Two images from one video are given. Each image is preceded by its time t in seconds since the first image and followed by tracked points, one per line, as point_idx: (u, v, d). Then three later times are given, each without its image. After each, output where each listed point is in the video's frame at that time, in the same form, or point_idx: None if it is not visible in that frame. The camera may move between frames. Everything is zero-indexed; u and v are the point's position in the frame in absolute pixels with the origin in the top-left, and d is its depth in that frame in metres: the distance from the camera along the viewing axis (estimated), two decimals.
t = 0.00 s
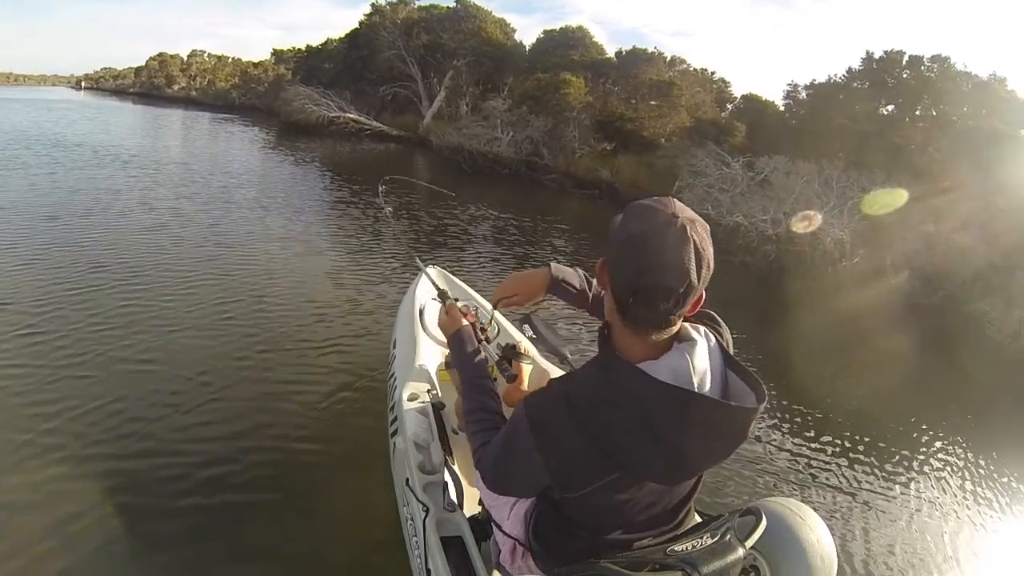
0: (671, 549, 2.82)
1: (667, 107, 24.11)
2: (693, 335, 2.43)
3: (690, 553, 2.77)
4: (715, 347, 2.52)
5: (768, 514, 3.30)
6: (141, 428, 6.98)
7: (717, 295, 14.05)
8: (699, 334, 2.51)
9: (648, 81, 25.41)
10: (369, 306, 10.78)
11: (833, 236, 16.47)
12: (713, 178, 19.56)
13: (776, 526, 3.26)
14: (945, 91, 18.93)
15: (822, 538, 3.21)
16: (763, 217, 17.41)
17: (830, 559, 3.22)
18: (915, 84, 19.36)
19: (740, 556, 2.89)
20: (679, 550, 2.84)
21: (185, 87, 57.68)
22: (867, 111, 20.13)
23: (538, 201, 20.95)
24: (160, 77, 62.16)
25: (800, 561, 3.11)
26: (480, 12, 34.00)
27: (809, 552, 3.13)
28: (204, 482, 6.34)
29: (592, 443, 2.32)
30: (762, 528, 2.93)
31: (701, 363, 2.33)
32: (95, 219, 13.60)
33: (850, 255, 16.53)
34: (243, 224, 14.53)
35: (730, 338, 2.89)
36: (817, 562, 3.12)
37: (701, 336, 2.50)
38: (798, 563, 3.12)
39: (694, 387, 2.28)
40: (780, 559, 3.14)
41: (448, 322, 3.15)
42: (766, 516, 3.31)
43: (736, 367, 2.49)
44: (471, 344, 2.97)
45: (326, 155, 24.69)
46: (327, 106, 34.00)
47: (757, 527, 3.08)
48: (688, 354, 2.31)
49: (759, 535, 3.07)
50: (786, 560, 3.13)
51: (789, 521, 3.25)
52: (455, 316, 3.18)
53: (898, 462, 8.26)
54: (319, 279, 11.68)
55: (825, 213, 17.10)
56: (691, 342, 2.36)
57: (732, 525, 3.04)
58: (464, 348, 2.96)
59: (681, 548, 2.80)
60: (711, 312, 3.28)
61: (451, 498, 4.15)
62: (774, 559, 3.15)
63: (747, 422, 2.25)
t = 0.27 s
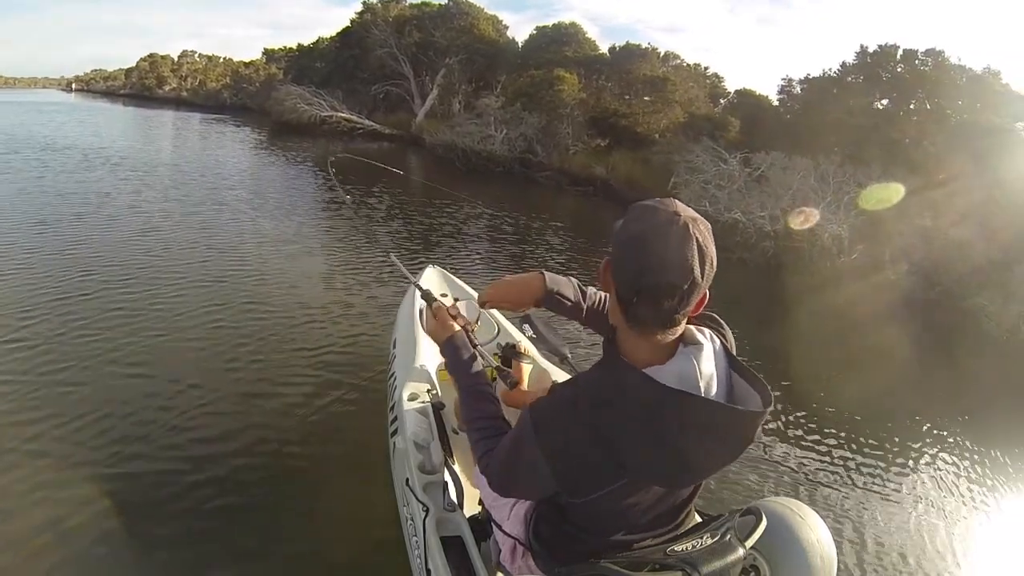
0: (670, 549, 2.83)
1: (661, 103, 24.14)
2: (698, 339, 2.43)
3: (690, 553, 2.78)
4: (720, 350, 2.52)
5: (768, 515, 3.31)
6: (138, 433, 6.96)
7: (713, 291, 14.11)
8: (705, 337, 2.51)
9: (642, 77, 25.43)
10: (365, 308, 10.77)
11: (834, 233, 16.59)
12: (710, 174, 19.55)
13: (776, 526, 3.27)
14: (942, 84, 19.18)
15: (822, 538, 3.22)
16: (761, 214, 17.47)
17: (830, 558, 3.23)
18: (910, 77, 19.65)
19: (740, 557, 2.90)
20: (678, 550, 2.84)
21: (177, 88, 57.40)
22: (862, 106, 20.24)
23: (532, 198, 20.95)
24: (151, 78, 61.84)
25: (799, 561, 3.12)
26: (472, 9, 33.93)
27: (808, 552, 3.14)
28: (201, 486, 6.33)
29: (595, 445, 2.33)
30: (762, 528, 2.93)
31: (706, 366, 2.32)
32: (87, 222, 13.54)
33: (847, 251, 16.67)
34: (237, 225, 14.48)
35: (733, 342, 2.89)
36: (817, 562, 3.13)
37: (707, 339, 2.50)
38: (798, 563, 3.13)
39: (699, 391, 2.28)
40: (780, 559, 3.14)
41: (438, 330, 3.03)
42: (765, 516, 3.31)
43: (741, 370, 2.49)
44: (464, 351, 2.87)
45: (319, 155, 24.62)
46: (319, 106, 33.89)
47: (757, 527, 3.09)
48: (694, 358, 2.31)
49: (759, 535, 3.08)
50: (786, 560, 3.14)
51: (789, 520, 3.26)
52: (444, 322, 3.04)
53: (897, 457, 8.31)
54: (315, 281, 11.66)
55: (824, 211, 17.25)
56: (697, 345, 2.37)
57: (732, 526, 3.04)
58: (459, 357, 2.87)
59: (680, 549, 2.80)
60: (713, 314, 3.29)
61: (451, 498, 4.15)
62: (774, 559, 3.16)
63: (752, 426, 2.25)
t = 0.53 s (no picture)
0: (670, 549, 2.83)
1: (655, 101, 24.19)
2: (701, 341, 2.44)
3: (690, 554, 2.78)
4: (723, 352, 2.53)
5: (768, 514, 3.32)
6: (134, 437, 6.94)
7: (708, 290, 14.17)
8: (708, 339, 2.51)
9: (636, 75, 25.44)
10: (361, 309, 10.76)
11: (832, 231, 16.67)
12: (707, 172, 19.55)
13: (775, 525, 3.28)
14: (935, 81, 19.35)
15: (822, 538, 3.23)
16: (759, 213, 17.54)
17: (830, 558, 3.23)
18: (903, 74, 19.79)
19: (739, 556, 2.90)
20: (679, 550, 2.84)
21: (169, 89, 57.13)
22: (856, 103, 20.32)
23: (527, 197, 20.97)
24: (142, 79, 61.52)
25: (798, 561, 3.13)
26: (465, 8, 33.87)
27: (808, 552, 3.15)
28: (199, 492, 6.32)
29: (600, 449, 2.32)
30: (762, 528, 2.94)
31: (709, 369, 2.33)
32: (80, 225, 13.47)
33: (847, 249, 16.66)
34: (231, 227, 14.44)
35: (735, 343, 2.89)
36: (817, 562, 3.14)
37: (710, 341, 2.50)
38: (797, 562, 3.14)
39: (704, 394, 2.28)
40: (780, 559, 3.16)
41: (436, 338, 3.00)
42: (765, 515, 3.32)
43: (744, 372, 2.49)
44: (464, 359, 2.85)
45: (313, 155, 24.55)
46: (312, 106, 33.79)
47: (757, 527, 3.10)
48: (698, 361, 2.31)
49: (758, 535, 3.09)
50: (785, 560, 3.16)
51: (788, 520, 3.27)
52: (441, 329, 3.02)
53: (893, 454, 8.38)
54: (311, 283, 11.64)
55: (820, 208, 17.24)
56: (701, 348, 2.37)
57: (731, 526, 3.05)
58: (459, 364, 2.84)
59: (680, 549, 2.80)
60: (715, 314, 3.30)
61: (452, 498, 4.14)
62: (773, 559, 3.18)
63: (756, 428, 2.25)
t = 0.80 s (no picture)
0: (671, 549, 2.82)
1: (649, 101, 24.23)
2: (703, 340, 2.43)
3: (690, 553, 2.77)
4: (725, 351, 2.52)
5: (768, 514, 3.32)
6: (129, 441, 6.90)
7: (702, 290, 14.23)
8: (710, 338, 2.51)
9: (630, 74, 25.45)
10: (357, 311, 10.74)
11: (829, 232, 16.78)
12: (705, 171, 19.56)
13: (775, 525, 3.29)
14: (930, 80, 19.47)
15: (822, 537, 3.24)
16: (756, 212, 17.60)
17: (830, 557, 3.24)
18: (898, 73, 19.91)
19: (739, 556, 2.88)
20: (679, 550, 2.84)
21: (160, 87, 56.76)
22: (851, 102, 20.42)
23: (521, 197, 20.97)
24: (133, 77, 61.07)
25: (798, 561, 3.14)
26: (458, 6, 33.78)
27: (809, 551, 3.16)
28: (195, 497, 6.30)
29: (604, 451, 2.31)
30: (762, 528, 2.93)
31: (712, 368, 2.33)
32: (71, 226, 13.38)
33: (844, 250, 16.82)
34: (225, 228, 14.37)
35: (736, 342, 2.90)
36: (817, 562, 3.15)
37: (712, 340, 2.50)
38: (797, 562, 3.15)
39: (707, 394, 2.28)
40: (780, 560, 3.17)
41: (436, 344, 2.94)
42: (765, 515, 3.33)
43: (745, 371, 2.49)
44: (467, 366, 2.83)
45: (306, 155, 24.47)
46: (304, 105, 33.65)
47: (757, 527, 3.09)
48: (700, 361, 2.30)
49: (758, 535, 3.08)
50: (785, 560, 3.17)
51: (788, 519, 3.28)
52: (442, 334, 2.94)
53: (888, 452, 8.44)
54: (306, 284, 11.60)
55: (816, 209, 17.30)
56: (703, 347, 2.37)
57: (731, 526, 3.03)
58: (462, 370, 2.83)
59: (680, 549, 2.80)
60: (715, 314, 3.30)
61: (452, 498, 4.13)
62: (773, 560, 3.19)
63: (759, 427, 2.25)
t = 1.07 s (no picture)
0: (670, 549, 2.81)
1: (644, 101, 24.29)
2: (701, 338, 2.45)
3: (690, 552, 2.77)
4: (723, 348, 2.54)
5: (768, 514, 3.33)
6: (125, 443, 6.88)
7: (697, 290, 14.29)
8: (708, 335, 2.52)
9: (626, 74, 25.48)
10: (353, 312, 10.73)
11: (827, 231, 16.85)
12: (701, 172, 19.62)
13: (775, 526, 3.31)
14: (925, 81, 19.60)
15: (822, 537, 3.25)
16: (755, 212, 17.66)
17: (830, 557, 3.25)
18: (893, 73, 20.05)
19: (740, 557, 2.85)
20: (679, 550, 2.83)
21: (152, 86, 56.44)
22: (848, 102, 20.53)
23: (516, 196, 20.98)
24: (125, 76, 60.69)
25: (799, 560, 3.15)
26: (452, 5, 33.72)
27: (809, 551, 3.17)
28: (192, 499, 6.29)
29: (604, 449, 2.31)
30: (762, 528, 2.93)
31: (711, 365, 2.34)
32: (64, 227, 13.30)
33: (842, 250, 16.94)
34: (219, 229, 14.32)
35: (735, 340, 2.91)
36: (818, 562, 3.16)
37: (709, 337, 2.51)
38: (797, 562, 3.16)
39: (706, 391, 2.29)
40: (781, 560, 3.18)
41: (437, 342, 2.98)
42: (765, 516, 3.35)
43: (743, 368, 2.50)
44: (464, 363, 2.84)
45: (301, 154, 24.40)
46: (297, 104, 33.54)
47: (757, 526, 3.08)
48: (700, 357, 2.32)
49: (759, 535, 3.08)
50: (785, 559, 3.18)
51: (788, 519, 3.30)
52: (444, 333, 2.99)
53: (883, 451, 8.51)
54: (301, 285, 11.58)
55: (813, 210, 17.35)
56: (702, 345, 2.38)
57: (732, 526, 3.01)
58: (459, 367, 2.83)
59: (681, 549, 2.79)
60: (713, 312, 3.30)
61: (452, 498, 4.12)
62: (774, 560, 3.20)
63: (757, 423, 2.26)
